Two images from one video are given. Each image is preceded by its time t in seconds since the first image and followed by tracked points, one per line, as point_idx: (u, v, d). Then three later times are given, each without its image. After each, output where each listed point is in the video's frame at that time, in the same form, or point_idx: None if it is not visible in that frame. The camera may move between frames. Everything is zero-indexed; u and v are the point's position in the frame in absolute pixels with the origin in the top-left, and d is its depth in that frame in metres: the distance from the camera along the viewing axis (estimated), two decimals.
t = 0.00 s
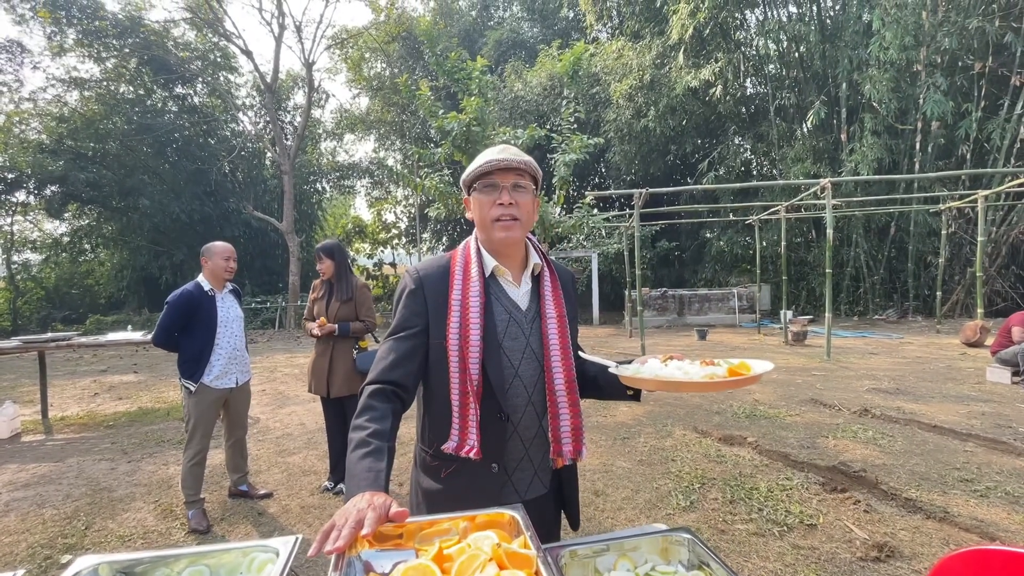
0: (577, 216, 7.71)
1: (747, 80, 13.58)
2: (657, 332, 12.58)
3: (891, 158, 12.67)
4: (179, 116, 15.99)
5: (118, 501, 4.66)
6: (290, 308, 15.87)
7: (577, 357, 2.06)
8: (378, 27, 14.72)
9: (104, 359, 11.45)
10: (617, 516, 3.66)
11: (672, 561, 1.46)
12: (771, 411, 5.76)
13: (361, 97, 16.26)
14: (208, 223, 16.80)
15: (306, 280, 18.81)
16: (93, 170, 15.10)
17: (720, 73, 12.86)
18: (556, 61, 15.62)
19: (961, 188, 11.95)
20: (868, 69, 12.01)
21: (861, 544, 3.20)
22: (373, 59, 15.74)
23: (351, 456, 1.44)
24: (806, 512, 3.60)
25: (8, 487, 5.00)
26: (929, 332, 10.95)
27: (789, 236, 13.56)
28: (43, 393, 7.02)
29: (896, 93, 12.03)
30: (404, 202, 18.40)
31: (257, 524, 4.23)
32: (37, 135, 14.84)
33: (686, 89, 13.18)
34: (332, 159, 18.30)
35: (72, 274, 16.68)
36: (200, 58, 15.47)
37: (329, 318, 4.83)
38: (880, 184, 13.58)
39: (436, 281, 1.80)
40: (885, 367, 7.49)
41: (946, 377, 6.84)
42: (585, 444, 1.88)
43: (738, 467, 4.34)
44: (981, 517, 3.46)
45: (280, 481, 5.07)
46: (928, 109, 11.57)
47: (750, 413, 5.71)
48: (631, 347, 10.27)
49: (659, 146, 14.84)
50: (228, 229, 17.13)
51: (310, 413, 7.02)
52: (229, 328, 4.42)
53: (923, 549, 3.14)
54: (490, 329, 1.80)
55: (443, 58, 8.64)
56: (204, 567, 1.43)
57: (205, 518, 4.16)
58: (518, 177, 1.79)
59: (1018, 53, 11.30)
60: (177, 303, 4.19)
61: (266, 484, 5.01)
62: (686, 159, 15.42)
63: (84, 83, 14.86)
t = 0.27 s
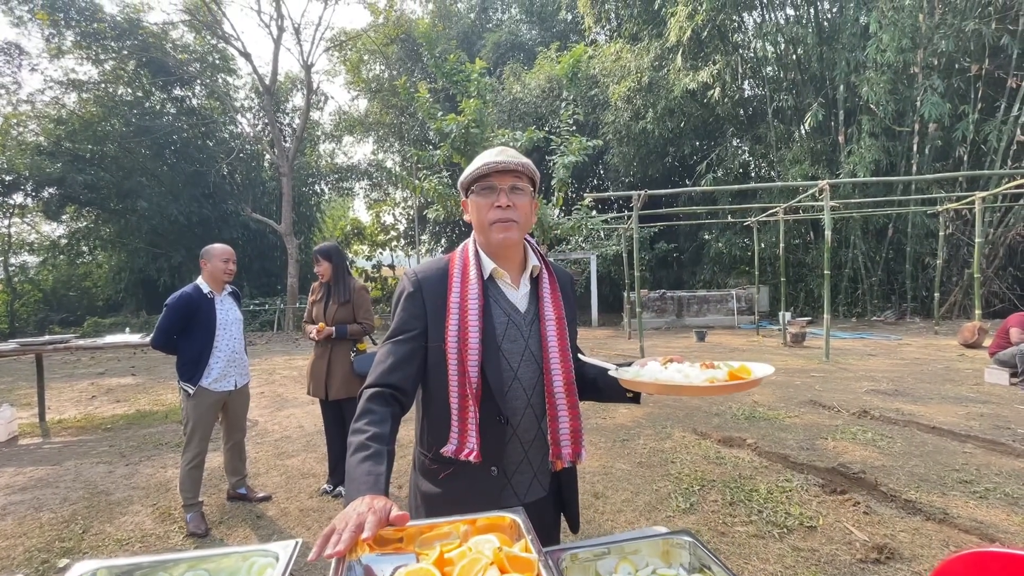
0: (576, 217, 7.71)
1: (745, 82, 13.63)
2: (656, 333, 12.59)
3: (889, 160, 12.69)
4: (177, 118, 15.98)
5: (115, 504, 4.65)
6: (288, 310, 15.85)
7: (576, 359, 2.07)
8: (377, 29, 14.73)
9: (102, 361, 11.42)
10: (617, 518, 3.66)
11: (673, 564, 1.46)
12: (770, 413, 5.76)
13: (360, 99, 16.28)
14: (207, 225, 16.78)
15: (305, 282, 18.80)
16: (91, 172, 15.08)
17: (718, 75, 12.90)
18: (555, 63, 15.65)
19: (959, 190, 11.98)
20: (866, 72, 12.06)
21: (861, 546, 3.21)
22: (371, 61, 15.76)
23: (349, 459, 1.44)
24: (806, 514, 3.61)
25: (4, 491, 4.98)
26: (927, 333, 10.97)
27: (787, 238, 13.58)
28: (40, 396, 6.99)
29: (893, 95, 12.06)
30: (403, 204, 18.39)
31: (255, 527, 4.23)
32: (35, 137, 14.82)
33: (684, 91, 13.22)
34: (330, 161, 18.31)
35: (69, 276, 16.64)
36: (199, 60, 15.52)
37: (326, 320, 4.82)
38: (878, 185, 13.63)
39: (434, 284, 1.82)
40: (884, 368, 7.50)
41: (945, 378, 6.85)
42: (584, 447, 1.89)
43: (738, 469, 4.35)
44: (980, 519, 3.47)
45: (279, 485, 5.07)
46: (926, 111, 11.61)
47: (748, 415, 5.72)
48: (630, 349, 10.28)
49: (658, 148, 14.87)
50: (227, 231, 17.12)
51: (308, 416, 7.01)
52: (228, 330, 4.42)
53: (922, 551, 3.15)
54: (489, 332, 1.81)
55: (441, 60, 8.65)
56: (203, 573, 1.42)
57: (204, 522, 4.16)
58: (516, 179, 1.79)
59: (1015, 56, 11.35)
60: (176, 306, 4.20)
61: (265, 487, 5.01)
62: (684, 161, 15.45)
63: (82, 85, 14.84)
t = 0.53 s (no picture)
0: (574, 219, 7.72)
1: (742, 85, 13.68)
2: (654, 335, 12.60)
3: (885, 162, 12.74)
4: (175, 120, 15.97)
5: (112, 508, 4.62)
6: (286, 312, 15.82)
7: (575, 361, 2.08)
8: (375, 31, 14.75)
9: (98, 364, 11.38)
10: (617, 520, 3.66)
11: (674, 568, 1.46)
12: (769, 414, 5.77)
13: (358, 101, 16.28)
14: (204, 227, 16.74)
15: (302, 284, 18.77)
16: (88, 174, 15.04)
17: (715, 77, 12.97)
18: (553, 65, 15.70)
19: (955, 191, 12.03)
20: (863, 74, 12.12)
21: (860, 548, 3.22)
22: (369, 63, 15.77)
23: (348, 463, 1.47)
24: (805, 516, 3.61)
25: None
26: (925, 334, 10.98)
27: (785, 239, 13.63)
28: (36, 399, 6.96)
29: (890, 97, 12.11)
30: (401, 206, 18.37)
31: (253, 531, 4.23)
32: (32, 139, 14.79)
33: (682, 93, 13.27)
34: (328, 163, 18.32)
35: (66, 278, 16.60)
36: (197, 62, 15.50)
37: (324, 323, 4.81)
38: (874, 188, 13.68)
39: (432, 286, 1.83)
40: (882, 370, 7.51)
41: (943, 380, 6.86)
42: (584, 451, 1.90)
43: (737, 471, 4.35)
44: (979, 520, 3.47)
45: (277, 488, 5.07)
46: (922, 113, 11.68)
47: (747, 416, 5.72)
48: (628, 350, 10.28)
49: (656, 150, 14.91)
50: (224, 234, 17.09)
51: (306, 418, 6.98)
52: (226, 332, 4.47)
53: (922, 552, 3.15)
54: (488, 334, 1.82)
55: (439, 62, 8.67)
56: None
57: (201, 525, 4.15)
58: (515, 181, 1.80)
59: (1010, 59, 11.42)
60: (175, 307, 4.24)
61: (262, 491, 5.01)
62: (682, 163, 15.47)
63: (80, 86, 14.82)
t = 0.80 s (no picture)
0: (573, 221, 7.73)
1: (739, 88, 13.74)
2: (652, 337, 12.61)
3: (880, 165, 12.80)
4: (171, 122, 15.94)
5: (107, 513, 4.59)
6: (283, 314, 15.78)
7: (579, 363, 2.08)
8: (373, 33, 14.75)
9: (93, 367, 11.32)
10: (617, 524, 3.66)
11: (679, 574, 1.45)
12: (767, 416, 5.77)
13: (355, 103, 16.29)
14: (200, 229, 16.70)
15: (299, 286, 18.74)
16: (84, 176, 14.99)
17: (712, 80, 13.05)
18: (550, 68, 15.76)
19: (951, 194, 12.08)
20: (858, 77, 12.19)
21: (861, 551, 3.22)
22: (367, 65, 15.77)
23: (351, 468, 1.46)
24: (806, 518, 3.61)
25: None
26: (921, 336, 11.02)
27: (782, 241, 13.68)
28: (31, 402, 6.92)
29: (885, 100, 12.19)
30: (399, 209, 18.35)
31: (250, 535, 4.23)
32: (27, 140, 14.73)
33: (678, 96, 13.34)
34: (325, 165, 18.32)
35: (61, 281, 16.53)
36: (193, 64, 15.45)
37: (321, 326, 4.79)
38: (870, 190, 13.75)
39: (435, 288, 1.84)
40: (880, 371, 7.53)
41: (940, 381, 6.88)
42: (589, 455, 1.92)
43: (737, 474, 4.35)
44: (980, 523, 3.48)
45: (274, 492, 5.06)
46: (917, 117, 11.76)
47: (746, 418, 5.72)
48: (626, 352, 10.28)
49: (653, 152, 14.96)
50: (221, 236, 17.06)
51: (304, 421, 6.96)
52: (224, 335, 4.53)
53: (923, 555, 3.16)
54: (493, 337, 1.84)
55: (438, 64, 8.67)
56: None
57: (197, 530, 4.15)
58: (518, 184, 1.82)
59: (1004, 62, 11.49)
60: (173, 310, 4.29)
61: (259, 495, 5.01)
62: (679, 165, 15.50)
63: (75, 88, 14.78)
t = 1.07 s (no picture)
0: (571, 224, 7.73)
1: (734, 91, 13.80)
2: (648, 340, 12.63)
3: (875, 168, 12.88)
4: (165, 124, 15.86)
5: (100, 520, 4.55)
6: (278, 317, 15.71)
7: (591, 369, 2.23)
8: (368, 35, 14.74)
9: (85, 371, 11.21)
10: (618, 528, 3.68)
11: None
12: (766, 419, 5.79)
13: (351, 106, 16.26)
14: (195, 231, 16.61)
15: (295, 289, 18.66)
16: (76, 178, 14.87)
17: (707, 83, 13.13)
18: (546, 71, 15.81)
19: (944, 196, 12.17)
20: (852, 80, 12.28)
21: (865, 555, 3.26)
22: (363, 68, 15.78)
23: (358, 473, 1.49)
24: (808, 522, 3.65)
25: None
26: (916, 338, 11.07)
27: (777, 244, 13.74)
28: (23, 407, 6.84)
29: (879, 103, 12.28)
30: (394, 211, 18.29)
31: (246, 542, 4.24)
32: (18, 142, 14.60)
33: (674, 99, 13.42)
34: (321, 167, 18.28)
35: (53, 284, 16.38)
36: (188, 65, 15.36)
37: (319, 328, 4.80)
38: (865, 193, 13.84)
39: (445, 290, 1.97)
40: (876, 373, 7.55)
41: (937, 384, 6.90)
42: (600, 459, 2.08)
43: (738, 477, 4.38)
44: (981, 525, 3.54)
45: (271, 498, 5.08)
46: (911, 120, 11.86)
47: (745, 421, 5.74)
48: (624, 355, 10.29)
49: (649, 155, 15.00)
50: (215, 238, 16.96)
51: (300, 425, 6.92)
52: (220, 339, 4.55)
53: (927, 559, 3.20)
54: (505, 339, 1.99)
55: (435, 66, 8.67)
56: None
57: (192, 538, 4.14)
58: (534, 195, 1.87)
59: (996, 66, 11.59)
60: (168, 314, 4.31)
61: (256, 501, 5.04)
62: (674, 168, 15.52)
63: (68, 89, 14.67)
